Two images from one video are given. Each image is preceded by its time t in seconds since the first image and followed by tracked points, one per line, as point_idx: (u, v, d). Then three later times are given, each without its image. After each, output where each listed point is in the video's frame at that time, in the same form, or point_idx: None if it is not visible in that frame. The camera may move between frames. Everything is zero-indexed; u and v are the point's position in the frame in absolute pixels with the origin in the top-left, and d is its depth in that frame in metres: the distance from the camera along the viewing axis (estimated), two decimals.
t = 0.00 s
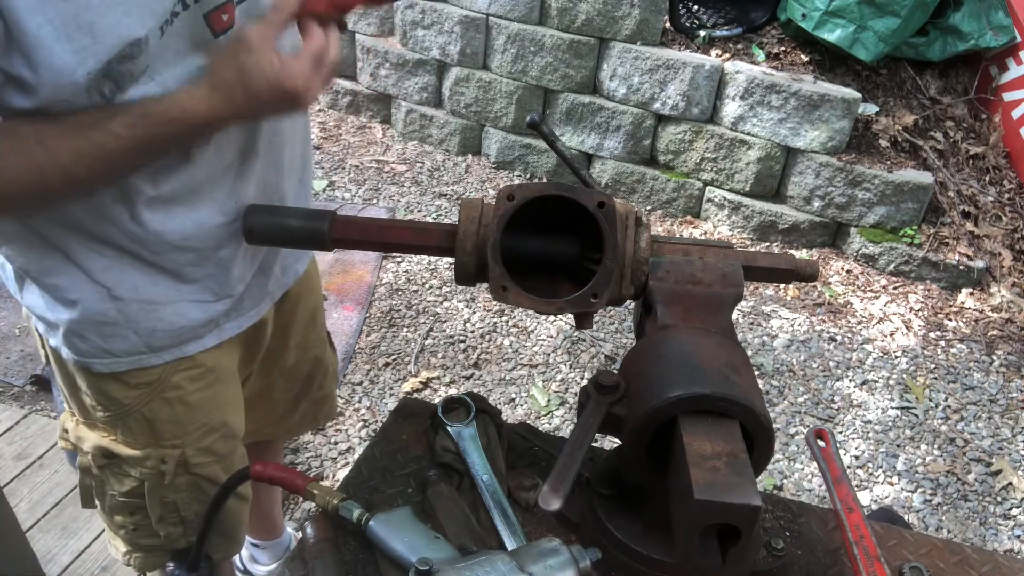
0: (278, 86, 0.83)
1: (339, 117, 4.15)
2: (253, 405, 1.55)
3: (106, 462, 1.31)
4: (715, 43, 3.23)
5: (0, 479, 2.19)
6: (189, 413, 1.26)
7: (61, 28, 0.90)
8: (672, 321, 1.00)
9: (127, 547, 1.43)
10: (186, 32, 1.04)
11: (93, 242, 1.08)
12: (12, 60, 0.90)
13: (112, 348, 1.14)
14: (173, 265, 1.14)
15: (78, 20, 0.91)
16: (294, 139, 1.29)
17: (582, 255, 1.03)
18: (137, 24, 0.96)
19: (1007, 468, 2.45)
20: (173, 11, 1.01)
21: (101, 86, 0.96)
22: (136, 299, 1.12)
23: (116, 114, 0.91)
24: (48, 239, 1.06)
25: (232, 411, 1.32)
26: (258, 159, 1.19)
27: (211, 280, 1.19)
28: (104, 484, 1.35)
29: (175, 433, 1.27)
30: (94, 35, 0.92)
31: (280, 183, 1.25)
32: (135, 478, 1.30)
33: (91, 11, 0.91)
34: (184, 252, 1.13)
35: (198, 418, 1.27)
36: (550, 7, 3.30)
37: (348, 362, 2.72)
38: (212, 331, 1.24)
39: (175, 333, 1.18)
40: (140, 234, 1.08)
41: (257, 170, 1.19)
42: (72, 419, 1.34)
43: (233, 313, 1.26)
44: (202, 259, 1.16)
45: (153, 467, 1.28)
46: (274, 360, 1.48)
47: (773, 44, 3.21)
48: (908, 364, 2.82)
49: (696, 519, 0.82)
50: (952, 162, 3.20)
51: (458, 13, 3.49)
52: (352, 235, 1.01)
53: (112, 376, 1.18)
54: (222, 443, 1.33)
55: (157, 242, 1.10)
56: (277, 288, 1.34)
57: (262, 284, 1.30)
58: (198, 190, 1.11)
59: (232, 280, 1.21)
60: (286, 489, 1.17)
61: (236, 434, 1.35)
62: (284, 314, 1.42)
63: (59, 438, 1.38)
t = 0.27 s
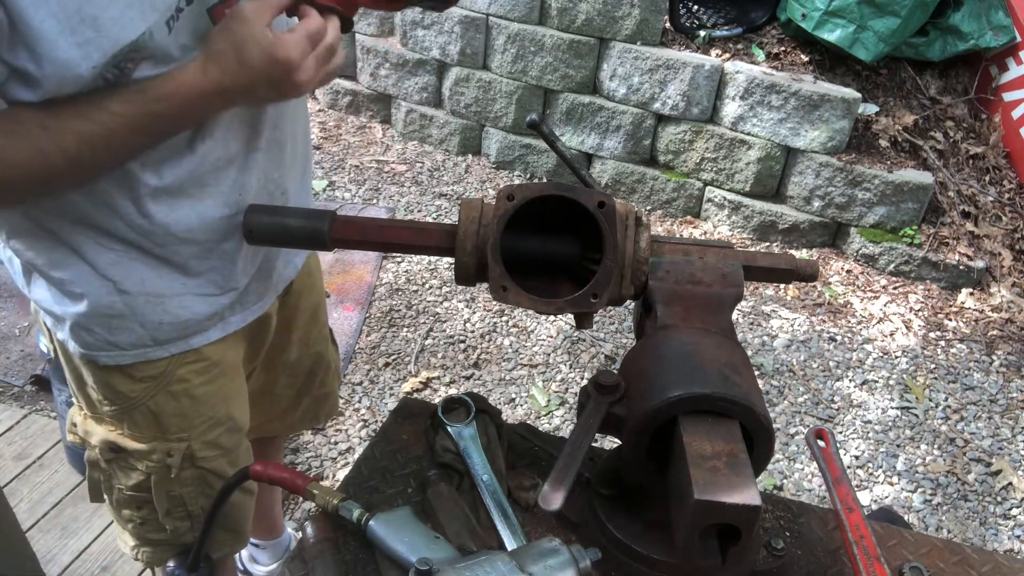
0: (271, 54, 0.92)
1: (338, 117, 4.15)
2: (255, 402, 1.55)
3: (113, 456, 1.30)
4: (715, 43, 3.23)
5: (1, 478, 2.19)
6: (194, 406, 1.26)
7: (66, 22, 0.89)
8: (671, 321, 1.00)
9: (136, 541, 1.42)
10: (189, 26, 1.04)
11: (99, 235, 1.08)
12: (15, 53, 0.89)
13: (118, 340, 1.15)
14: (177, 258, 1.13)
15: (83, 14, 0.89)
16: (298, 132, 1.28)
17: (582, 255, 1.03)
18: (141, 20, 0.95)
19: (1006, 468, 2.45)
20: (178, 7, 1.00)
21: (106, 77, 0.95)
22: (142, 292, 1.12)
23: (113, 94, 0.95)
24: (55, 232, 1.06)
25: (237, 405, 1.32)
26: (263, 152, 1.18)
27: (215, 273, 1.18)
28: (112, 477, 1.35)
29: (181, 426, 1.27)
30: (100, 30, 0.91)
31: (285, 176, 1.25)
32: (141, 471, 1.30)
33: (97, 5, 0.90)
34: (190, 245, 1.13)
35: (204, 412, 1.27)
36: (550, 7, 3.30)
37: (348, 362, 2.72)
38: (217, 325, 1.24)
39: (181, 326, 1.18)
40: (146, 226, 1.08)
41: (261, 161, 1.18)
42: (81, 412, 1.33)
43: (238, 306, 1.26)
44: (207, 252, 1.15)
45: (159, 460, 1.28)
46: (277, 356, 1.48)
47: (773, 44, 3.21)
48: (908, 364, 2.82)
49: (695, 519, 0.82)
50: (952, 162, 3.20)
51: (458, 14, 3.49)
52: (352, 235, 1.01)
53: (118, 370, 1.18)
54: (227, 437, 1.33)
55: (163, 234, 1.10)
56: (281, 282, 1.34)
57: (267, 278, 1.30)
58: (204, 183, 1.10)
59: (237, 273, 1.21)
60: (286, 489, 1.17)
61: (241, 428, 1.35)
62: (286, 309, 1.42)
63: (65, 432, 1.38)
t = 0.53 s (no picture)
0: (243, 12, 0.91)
1: (338, 117, 4.15)
2: (255, 402, 1.55)
3: (114, 454, 1.30)
4: (715, 43, 3.23)
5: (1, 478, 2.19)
6: (194, 405, 1.26)
7: (56, 15, 0.89)
8: (671, 321, 1.00)
9: (137, 540, 1.42)
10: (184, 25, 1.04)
11: (99, 233, 1.08)
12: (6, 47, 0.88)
13: (118, 339, 1.14)
14: (176, 256, 1.13)
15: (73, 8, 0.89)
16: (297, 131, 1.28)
17: (582, 255, 1.03)
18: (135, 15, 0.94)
19: (1006, 468, 2.45)
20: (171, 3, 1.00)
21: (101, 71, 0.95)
22: (141, 290, 1.12)
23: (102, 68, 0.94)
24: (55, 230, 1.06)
25: (237, 403, 1.32)
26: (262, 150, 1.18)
27: (214, 272, 1.18)
28: (113, 475, 1.35)
29: (181, 425, 1.27)
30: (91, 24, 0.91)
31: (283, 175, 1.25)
32: (141, 470, 1.30)
33: None
34: (189, 244, 1.13)
35: (204, 410, 1.27)
36: (550, 7, 3.30)
37: (348, 362, 2.72)
38: (216, 324, 1.24)
39: (181, 325, 1.18)
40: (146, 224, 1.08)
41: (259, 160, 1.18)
42: (81, 412, 1.33)
43: (237, 306, 1.26)
44: (205, 252, 1.15)
45: (159, 459, 1.28)
46: (277, 355, 1.48)
47: (773, 44, 3.21)
48: (908, 364, 2.82)
49: (696, 519, 0.82)
50: (952, 162, 3.20)
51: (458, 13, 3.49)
52: (352, 235, 1.01)
53: (119, 369, 1.18)
54: (227, 435, 1.33)
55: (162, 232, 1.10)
56: (280, 282, 1.34)
57: (266, 277, 1.30)
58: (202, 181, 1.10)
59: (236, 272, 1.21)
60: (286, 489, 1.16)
61: (241, 427, 1.35)
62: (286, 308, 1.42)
63: (66, 430, 1.38)
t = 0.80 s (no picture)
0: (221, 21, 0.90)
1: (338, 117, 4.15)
2: (254, 403, 1.55)
3: (105, 455, 1.30)
4: (715, 43, 3.23)
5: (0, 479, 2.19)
6: (185, 408, 1.26)
7: None
8: (672, 320, 1.00)
9: (128, 541, 1.42)
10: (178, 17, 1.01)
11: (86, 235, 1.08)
12: None
13: (105, 341, 1.14)
14: (163, 261, 1.13)
15: None
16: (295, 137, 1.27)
17: (582, 255, 1.03)
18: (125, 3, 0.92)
19: (1007, 468, 2.45)
20: None
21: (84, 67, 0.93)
22: (129, 293, 1.13)
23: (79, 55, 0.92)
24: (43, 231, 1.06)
25: (230, 408, 1.32)
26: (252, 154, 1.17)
27: (203, 279, 1.18)
28: (105, 475, 1.35)
29: (172, 429, 1.26)
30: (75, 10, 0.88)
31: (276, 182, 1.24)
32: (132, 472, 1.30)
33: None
34: (175, 247, 1.13)
35: (196, 415, 1.27)
36: (550, 7, 3.30)
37: (348, 362, 2.72)
38: (207, 331, 1.24)
39: (169, 330, 1.18)
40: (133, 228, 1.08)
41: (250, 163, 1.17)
42: (74, 412, 1.33)
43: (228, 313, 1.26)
44: (193, 258, 1.15)
45: (149, 462, 1.27)
46: (276, 359, 1.48)
47: (773, 44, 3.21)
48: (908, 364, 2.82)
49: (696, 520, 0.82)
50: (952, 162, 3.20)
51: (458, 13, 3.49)
52: (352, 235, 1.01)
53: (109, 371, 1.18)
54: (220, 440, 1.33)
55: (149, 236, 1.10)
56: (275, 290, 1.34)
57: (259, 284, 1.30)
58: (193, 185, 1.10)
59: (226, 278, 1.21)
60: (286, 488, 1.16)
61: (234, 431, 1.34)
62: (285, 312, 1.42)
63: (61, 429, 1.38)
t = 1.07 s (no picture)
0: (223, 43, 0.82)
1: (338, 117, 4.15)
2: (255, 405, 1.55)
3: (106, 457, 1.30)
4: (715, 43, 3.23)
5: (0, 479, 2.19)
6: (186, 410, 1.25)
7: None
8: (672, 321, 1.00)
9: (129, 544, 1.42)
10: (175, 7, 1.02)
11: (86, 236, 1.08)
12: None
13: (106, 341, 1.14)
14: (161, 257, 1.13)
15: None
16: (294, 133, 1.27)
17: (582, 255, 1.03)
18: None
19: (1006, 468, 2.45)
20: None
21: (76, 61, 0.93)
22: (129, 291, 1.13)
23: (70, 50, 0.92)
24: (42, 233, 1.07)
25: (231, 410, 1.32)
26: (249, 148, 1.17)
27: (202, 273, 1.17)
28: (106, 477, 1.35)
29: (173, 431, 1.26)
30: None
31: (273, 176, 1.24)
32: (132, 474, 1.30)
33: None
34: (175, 243, 1.12)
35: (198, 416, 1.27)
36: (550, 7, 3.30)
37: (348, 362, 2.72)
38: (210, 329, 1.23)
39: (171, 329, 1.18)
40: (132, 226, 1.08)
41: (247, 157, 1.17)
42: (75, 414, 1.33)
43: (230, 310, 1.25)
44: (193, 252, 1.15)
45: (149, 464, 1.27)
46: (278, 360, 1.48)
47: (773, 44, 3.21)
48: (908, 364, 2.82)
49: (696, 520, 0.82)
50: (952, 162, 3.20)
51: (458, 13, 3.49)
52: (352, 235, 1.01)
53: (109, 372, 1.18)
54: (221, 442, 1.33)
55: (149, 233, 1.10)
56: (277, 289, 1.34)
57: (261, 282, 1.29)
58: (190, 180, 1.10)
59: (226, 274, 1.21)
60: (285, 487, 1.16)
61: (236, 432, 1.34)
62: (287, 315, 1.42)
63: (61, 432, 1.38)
